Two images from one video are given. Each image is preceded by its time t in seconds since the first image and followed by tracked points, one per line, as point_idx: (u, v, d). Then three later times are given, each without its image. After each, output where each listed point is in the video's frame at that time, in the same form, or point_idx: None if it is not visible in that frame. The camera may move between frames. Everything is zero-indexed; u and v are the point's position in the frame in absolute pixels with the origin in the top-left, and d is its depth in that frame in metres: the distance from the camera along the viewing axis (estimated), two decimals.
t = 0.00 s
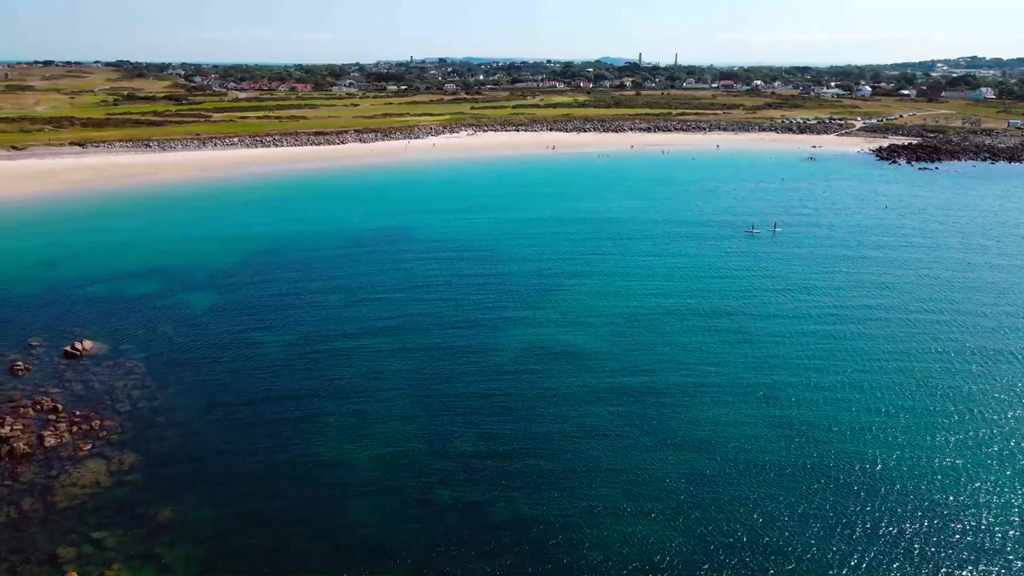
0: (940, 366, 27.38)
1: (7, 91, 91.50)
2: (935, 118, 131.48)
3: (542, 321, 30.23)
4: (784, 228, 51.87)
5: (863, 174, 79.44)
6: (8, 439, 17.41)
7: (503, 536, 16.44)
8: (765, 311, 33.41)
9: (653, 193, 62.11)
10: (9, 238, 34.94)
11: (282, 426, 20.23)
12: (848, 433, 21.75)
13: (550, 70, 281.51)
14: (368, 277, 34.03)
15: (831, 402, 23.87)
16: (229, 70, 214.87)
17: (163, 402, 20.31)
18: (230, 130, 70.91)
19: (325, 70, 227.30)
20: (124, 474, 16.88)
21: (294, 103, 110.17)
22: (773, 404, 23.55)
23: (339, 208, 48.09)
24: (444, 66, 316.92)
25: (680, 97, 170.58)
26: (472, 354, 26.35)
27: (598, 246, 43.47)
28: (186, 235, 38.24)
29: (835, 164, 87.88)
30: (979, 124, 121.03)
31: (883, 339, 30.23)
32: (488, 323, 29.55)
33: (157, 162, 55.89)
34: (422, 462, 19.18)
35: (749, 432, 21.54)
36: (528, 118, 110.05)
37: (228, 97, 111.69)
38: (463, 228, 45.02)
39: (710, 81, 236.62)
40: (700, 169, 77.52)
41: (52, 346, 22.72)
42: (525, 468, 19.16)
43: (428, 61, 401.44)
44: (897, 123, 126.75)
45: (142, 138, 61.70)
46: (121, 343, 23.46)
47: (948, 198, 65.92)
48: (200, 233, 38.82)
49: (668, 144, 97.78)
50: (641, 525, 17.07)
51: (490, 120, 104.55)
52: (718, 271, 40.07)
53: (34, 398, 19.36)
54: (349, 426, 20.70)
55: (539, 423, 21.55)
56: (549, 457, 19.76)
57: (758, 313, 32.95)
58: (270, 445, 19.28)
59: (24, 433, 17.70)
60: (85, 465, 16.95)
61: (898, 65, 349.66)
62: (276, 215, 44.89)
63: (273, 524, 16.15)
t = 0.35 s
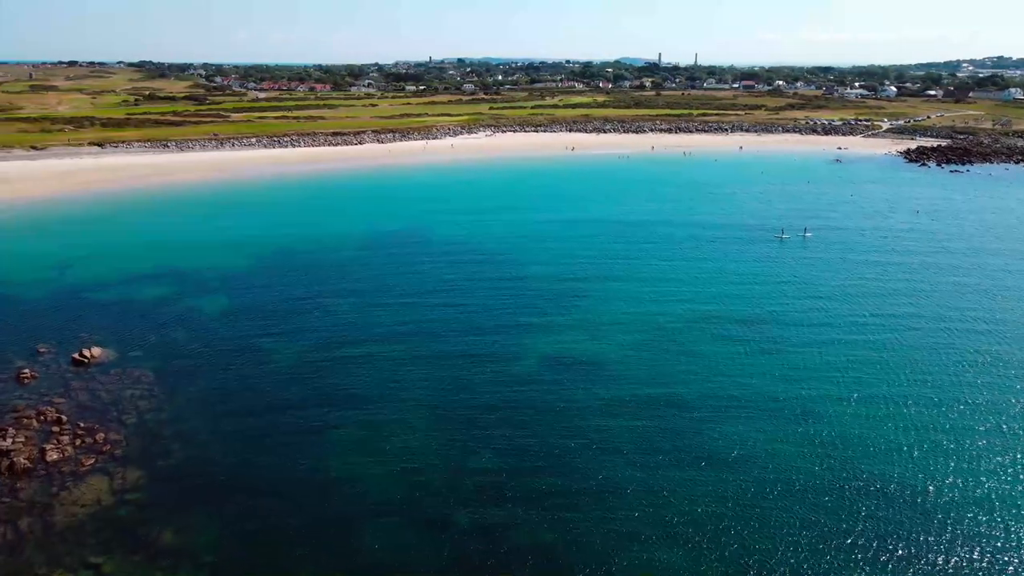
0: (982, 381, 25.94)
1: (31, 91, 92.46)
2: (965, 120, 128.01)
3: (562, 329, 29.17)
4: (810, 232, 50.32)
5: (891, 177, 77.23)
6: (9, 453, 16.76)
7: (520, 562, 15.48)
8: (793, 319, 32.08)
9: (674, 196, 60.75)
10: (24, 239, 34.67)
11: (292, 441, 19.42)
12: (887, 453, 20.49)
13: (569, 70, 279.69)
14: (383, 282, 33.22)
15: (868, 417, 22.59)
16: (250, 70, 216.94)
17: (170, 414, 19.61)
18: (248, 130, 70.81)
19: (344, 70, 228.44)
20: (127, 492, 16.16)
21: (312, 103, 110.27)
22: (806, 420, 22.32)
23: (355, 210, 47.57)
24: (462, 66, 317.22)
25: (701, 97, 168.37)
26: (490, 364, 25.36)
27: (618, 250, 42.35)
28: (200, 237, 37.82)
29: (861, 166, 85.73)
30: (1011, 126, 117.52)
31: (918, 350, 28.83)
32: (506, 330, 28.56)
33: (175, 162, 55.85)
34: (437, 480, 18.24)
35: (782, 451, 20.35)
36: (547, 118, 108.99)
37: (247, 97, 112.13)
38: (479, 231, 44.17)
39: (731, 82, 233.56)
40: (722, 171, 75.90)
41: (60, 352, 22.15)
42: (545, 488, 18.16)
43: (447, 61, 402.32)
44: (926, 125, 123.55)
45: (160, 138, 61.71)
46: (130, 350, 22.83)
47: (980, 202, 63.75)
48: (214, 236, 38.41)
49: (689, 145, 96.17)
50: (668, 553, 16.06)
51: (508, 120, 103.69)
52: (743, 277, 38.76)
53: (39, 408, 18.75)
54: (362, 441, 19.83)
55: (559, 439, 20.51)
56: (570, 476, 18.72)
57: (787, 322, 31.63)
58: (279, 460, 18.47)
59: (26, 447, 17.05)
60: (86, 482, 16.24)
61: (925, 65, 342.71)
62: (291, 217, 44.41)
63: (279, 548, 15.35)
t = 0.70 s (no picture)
0: None
1: (55, 91, 93.40)
2: (998, 121, 124.23)
3: (584, 339, 27.98)
4: (840, 237, 48.55)
5: (923, 180, 74.77)
6: (9, 467, 16.10)
7: None
8: (827, 329, 30.57)
9: (697, 199, 59.16)
10: (39, 239, 34.33)
11: (303, 456, 18.59)
12: (936, 478, 19.05)
13: (589, 70, 277.97)
14: (399, 286, 32.25)
15: (912, 437, 21.18)
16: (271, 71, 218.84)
17: (177, 428, 18.82)
18: (266, 130, 70.55)
19: (364, 70, 229.60)
20: (129, 511, 15.41)
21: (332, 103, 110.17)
22: (845, 440, 20.93)
23: (372, 212, 46.89)
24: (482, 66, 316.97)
25: (723, 98, 165.90)
26: (509, 376, 24.24)
27: (640, 255, 41.05)
28: (214, 240, 37.24)
29: (891, 169, 83.33)
30: None
31: (963, 364, 27.19)
32: (525, 340, 27.44)
33: (193, 163, 55.65)
34: (453, 502, 17.19)
35: (822, 475, 19.01)
36: (567, 119, 107.74)
37: (267, 97, 112.48)
38: (497, 234, 43.22)
39: (754, 82, 230.15)
40: (745, 174, 74.11)
41: (68, 359, 21.52)
42: (568, 514, 17.01)
43: (466, 61, 402.68)
44: (957, 126, 120.09)
45: (179, 138, 61.60)
46: (139, 358, 22.14)
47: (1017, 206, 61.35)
48: (229, 238, 37.82)
49: (712, 147, 94.32)
50: None
51: (527, 121, 102.61)
52: (771, 283, 37.26)
53: (43, 419, 18.09)
54: (375, 458, 18.85)
55: (582, 460, 19.34)
56: (594, 501, 17.56)
57: (820, 332, 30.12)
58: (288, 479, 17.56)
59: (26, 461, 16.38)
60: (88, 499, 15.52)
61: (952, 65, 335.09)
62: (306, 219, 43.78)
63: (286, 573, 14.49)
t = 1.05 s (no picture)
0: None
1: (79, 91, 94.26)
2: None
3: (607, 349, 26.74)
4: (872, 242, 46.78)
5: (956, 183, 72.22)
6: (8, 484, 15.42)
7: None
8: (863, 340, 29.07)
9: (721, 202, 57.61)
10: (54, 240, 33.97)
11: (313, 473, 17.73)
12: (990, 507, 17.62)
13: (610, 70, 276.21)
14: (416, 292, 31.23)
15: (960, 460, 19.80)
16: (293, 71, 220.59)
17: (183, 442, 18.02)
18: (284, 131, 70.28)
19: (384, 70, 230.44)
20: (130, 533, 14.64)
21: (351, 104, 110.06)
22: (889, 462, 19.60)
23: (389, 214, 46.16)
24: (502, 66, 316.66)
25: (745, 98, 163.33)
26: (530, 389, 23.08)
27: (665, 260, 39.73)
28: (229, 242, 36.65)
29: (921, 171, 80.84)
30: None
31: (1012, 380, 25.53)
32: (546, 350, 26.26)
33: (211, 163, 55.45)
34: (468, 529, 16.14)
35: (865, 501, 17.73)
36: (587, 120, 106.37)
37: (287, 97, 112.67)
38: (516, 236, 42.22)
39: (777, 82, 226.57)
40: (770, 176, 72.27)
41: (75, 366, 20.90)
42: (592, 543, 15.89)
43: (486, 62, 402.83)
44: (990, 127, 116.55)
45: (197, 138, 61.48)
46: (147, 367, 21.44)
47: None
48: (243, 240, 37.21)
49: (736, 148, 92.40)
50: None
51: (547, 121, 101.46)
52: (802, 291, 35.76)
53: (47, 432, 17.42)
54: (388, 477, 17.89)
55: (607, 483, 18.17)
56: (621, 528, 16.40)
57: (856, 343, 28.64)
58: (297, 497, 16.71)
59: (26, 477, 15.69)
60: (88, 520, 14.78)
61: (982, 65, 327.34)
62: (322, 221, 43.13)
63: None
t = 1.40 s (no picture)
0: None
1: (103, 92, 95.20)
2: None
3: (631, 360, 25.62)
4: (907, 249, 44.97)
5: (991, 187, 69.74)
6: (6, 502, 14.74)
7: None
8: (902, 352, 27.60)
9: (747, 206, 56.08)
10: (70, 241, 33.64)
11: (324, 491, 16.91)
12: None
13: (630, 70, 274.54)
14: (433, 299, 30.33)
15: (1013, 485, 18.44)
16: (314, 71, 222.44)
17: (190, 458, 17.26)
18: (303, 131, 69.99)
19: (404, 71, 231.47)
20: (131, 558, 13.89)
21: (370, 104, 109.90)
22: (935, 486, 18.32)
23: (407, 217, 45.41)
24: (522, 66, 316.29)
25: (769, 99, 160.56)
26: (552, 403, 22.00)
27: (690, 265, 38.49)
28: (245, 246, 36.08)
29: (953, 175, 78.35)
30: None
31: None
32: (568, 361, 25.17)
33: (229, 164, 55.15)
34: (487, 555, 15.19)
35: (911, 530, 16.52)
36: (607, 121, 104.98)
37: (306, 98, 112.80)
38: (536, 241, 41.25)
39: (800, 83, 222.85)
40: (796, 179, 70.42)
41: (82, 375, 20.26)
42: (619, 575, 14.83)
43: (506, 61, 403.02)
44: None
45: (216, 139, 61.31)
46: (156, 377, 20.76)
47: None
48: (260, 244, 36.60)
49: (760, 150, 90.43)
50: None
51: (567, 122, 100.27)
52: (835, 298, 34.26)
53: (50, 445, 16.76)
54: (404, 497, 16.98)
55: (635, 507, 17.07)
56: (651, 558, 15.33)
57: (895, 355, 27.19)
58: (307, 518, 15.89)
59: (25, 495, 15.00)
60: (87, 543, 14.03)
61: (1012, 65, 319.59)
62: (338, 224, 42.43)
63: None
